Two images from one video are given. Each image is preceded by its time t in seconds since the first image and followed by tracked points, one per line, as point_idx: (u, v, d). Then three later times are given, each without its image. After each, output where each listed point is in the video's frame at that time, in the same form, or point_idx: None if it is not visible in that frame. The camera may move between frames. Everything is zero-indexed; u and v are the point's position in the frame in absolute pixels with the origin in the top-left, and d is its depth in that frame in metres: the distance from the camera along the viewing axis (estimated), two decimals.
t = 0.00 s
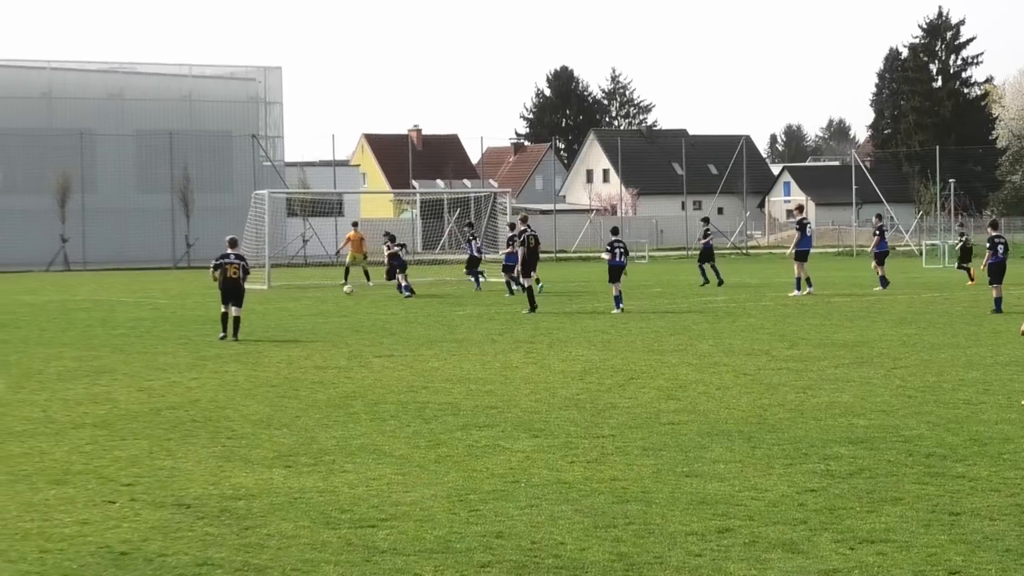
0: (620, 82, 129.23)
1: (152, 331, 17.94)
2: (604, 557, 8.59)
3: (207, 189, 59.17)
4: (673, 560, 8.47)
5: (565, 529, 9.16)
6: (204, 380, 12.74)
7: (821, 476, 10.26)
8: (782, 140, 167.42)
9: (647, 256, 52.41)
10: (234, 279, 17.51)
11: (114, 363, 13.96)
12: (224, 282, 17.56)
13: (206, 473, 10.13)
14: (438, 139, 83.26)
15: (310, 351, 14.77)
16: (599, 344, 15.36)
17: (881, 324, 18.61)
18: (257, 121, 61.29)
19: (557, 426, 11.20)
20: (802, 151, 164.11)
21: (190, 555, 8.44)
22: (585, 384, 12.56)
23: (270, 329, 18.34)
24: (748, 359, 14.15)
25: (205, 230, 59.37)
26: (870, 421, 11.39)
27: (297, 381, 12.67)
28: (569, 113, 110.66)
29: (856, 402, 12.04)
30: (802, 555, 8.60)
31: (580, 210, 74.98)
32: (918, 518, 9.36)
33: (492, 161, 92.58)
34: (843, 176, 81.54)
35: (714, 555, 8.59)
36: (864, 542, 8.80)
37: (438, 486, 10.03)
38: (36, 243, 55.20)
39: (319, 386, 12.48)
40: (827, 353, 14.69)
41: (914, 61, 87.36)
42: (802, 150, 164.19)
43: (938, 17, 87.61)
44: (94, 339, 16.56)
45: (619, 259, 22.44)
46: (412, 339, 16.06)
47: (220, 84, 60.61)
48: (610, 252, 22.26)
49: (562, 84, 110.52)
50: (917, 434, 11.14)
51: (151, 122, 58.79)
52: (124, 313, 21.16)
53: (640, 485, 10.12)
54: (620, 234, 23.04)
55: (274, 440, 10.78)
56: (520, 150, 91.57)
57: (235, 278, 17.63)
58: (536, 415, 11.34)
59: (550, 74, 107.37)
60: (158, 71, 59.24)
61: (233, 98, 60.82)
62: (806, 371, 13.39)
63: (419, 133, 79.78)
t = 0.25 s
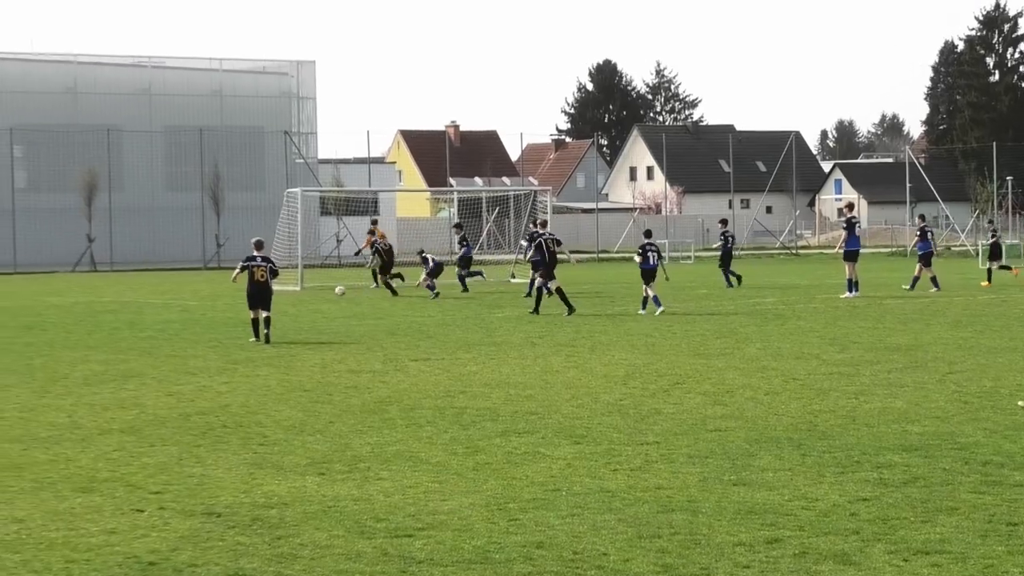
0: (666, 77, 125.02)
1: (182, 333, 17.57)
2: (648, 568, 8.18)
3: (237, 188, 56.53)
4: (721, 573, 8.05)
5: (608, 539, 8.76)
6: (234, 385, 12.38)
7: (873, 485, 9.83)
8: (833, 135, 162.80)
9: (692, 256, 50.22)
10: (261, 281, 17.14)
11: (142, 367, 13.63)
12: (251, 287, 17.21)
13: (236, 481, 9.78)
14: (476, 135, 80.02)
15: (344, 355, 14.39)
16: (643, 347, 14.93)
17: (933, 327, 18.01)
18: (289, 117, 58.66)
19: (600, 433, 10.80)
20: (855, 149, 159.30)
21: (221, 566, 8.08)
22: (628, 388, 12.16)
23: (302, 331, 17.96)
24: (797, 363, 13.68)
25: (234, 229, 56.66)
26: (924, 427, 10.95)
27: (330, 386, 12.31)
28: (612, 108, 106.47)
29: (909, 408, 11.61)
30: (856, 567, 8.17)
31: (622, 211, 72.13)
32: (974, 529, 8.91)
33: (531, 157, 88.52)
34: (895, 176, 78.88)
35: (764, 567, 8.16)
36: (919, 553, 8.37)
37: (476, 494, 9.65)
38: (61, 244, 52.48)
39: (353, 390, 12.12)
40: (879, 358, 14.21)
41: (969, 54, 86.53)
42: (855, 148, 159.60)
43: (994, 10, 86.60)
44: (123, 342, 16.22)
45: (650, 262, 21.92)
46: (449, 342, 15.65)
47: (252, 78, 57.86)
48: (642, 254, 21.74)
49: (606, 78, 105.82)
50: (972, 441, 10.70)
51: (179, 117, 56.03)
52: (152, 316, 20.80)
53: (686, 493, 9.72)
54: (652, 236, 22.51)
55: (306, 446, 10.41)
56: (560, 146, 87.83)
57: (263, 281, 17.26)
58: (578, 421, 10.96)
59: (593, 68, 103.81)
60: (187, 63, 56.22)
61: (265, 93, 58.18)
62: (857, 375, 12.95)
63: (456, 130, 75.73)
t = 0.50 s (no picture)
0: (706, 72, 118.46)
1: (202, 338, 17.16)
2: None
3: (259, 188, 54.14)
4: None
5: (643, 551, 8.32)
6: (256, 391, 12.00)
7: (920, 495, 9.36)
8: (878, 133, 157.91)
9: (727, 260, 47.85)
10: (277, 279, 16.69)
11: (161, 372, 13.27)
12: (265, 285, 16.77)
13: (257, 490, 9.40)
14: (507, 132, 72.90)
15: (369, 361, 13.97)
16: (679, 352, 14.45)
17: (980, 331, 17.31)
18: (313, 113, 56.01)
19: (634, 442, 10.38)
20: (901, 145, 153.26)
21: None
22: (664, 396, 11.74)
23: (324, 335, 17.50)
24: (839, 369, 13.18)
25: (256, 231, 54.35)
26: (972, 436, 10.46)
27: (355, 393, 11.91)
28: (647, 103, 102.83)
29: (958, 415, 11.11)
30: None
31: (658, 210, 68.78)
32: None
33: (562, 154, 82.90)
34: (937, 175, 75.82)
35: None
36: (970, 567, 7.89)
37: (506, 505, 9.23)
38: (76, 245, 50.55)
39: (378, 398, 11.72)
40: (925, 364, 13.68)
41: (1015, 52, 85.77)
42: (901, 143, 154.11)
43: None
44: (142, 347, 15.86)
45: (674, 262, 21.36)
46: (477, 348, 15.17)
47: (274, 73, 55.34)
48: (667, 254, 21.17)
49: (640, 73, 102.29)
50: None
51: (199, 113, 53.77)
52: (170, 320, 20.42)
53: (724, 505, 9.29)
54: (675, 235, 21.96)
55: (330, 455, 10.02)
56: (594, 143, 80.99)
57: (279, 280, 16.79)
58: (611, 430, 10.55)
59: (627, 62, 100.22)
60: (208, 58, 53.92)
61: (289, 88, 55.65)
62: (903, 382, 12.43)
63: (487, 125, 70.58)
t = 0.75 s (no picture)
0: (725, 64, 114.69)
1: (204, 340, 16.86)
2: None
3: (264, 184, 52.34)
4: None
5: (661, 560, 7.96)
6: (261, 396, 11.69)
7: (946, 503, 8.99)
8: (905, 128, 154.70)
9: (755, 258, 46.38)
10: (277, 281, 16.41)
11: (162, 376, 12.98)
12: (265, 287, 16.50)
13: (261, 498, 9.09)
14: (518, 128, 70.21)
15: (377, 364, 13.66)
16: (697, 356, 14.12)
17: (1007, 333, 16.87)
18: (319, 109, 54.45)
19: (651, 448, 10.05)
20: (926, 141, 150.87)
21: None
22: (682, 401, 11.40)
23: (333, 337, 17.19)
24: (865, 373, 12.81)
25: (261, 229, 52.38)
26: (1001, 442, 10.09)
27: (362, 397, 11.60)
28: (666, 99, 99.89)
29: (986, 421, 10.73)
30: None
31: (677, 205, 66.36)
32: None
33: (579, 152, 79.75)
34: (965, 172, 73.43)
35: None
36: None
37: (518, 513, 8.90)
38: (75, 244, 49.16)
39: (386, 402, 11.41)
40: (953, 367, 13.31)
41: None
42: (926, 138, 151.43)
43: None
44: (142, 349, 15.57)
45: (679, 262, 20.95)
46: (489, 351, 14.84)
47: (279, 67, 53.95)
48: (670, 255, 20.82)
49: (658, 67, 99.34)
50: None
51: (201, 109, 52.37)
52: (171, 321, 20.12)
53: (743, 513, 8.93)
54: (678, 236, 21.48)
55: (337, 462, 9.69)
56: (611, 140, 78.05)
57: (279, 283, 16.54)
58: (627, 436, 10.22)
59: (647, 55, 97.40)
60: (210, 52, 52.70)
61: (294, 83, 54.17)
62: (928, 386, 12.07)
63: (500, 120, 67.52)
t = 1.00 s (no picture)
0: (743, 56, 107.23)
1: (202, 341, 16.52)
2: None
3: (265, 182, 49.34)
4: None
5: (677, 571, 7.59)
6: (261, 400, 11.35)
7: (973, 512, 8.60)
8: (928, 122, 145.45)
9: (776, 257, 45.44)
10: (274, 278, 16.55)
11: (158, 379, 12.64)
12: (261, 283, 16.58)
13: (261, 506, 8.75)
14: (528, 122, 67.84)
15: (381, 367, 13.30)
16: (712, 359, 13.76)
17: None
18: (322, 102, 51.16)
19: (665, 454, 9.70)
20: (951, 136, 140.78)
21: None
22: (697, 406, 11.04)
23: (335, 338, 16.85)
24: (888, 377, 12.42)
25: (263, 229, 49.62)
26: None
27: (365, 401, 11.26)
28: (681, 91, 93.69)
29: (1014, 428, 10.34)
30: None
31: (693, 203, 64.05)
32: None
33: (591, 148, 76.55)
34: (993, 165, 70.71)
35: None
36: None
37: (528, 522, 8.54)
38: (67, 244, 46.25)
39: (392, 406, 11.07)
40: (979, 371, 12.91)
41: None
42: (952, 134, 140.23)
43: None
44: (138, 352, 15.22)
45: (675, 260, 20.29)
46: (497, 354, 14.47)
47: (280, 58, 50.61)
48: (663, 253, 20.02)
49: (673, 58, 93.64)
50: None
51: (198, 102, 49.13)
52: (168, 322, 19.76)
53: (761, 522, 8.56)
54: (673, 235, 20.88)
55: (341, 469, 9.34)
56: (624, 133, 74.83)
57: (275, 279, 16.63)
58: (640, 442, 9.87)
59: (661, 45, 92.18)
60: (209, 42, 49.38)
61: (295, 74, 50.84)
62: (952, 391, 11.68)
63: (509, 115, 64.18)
